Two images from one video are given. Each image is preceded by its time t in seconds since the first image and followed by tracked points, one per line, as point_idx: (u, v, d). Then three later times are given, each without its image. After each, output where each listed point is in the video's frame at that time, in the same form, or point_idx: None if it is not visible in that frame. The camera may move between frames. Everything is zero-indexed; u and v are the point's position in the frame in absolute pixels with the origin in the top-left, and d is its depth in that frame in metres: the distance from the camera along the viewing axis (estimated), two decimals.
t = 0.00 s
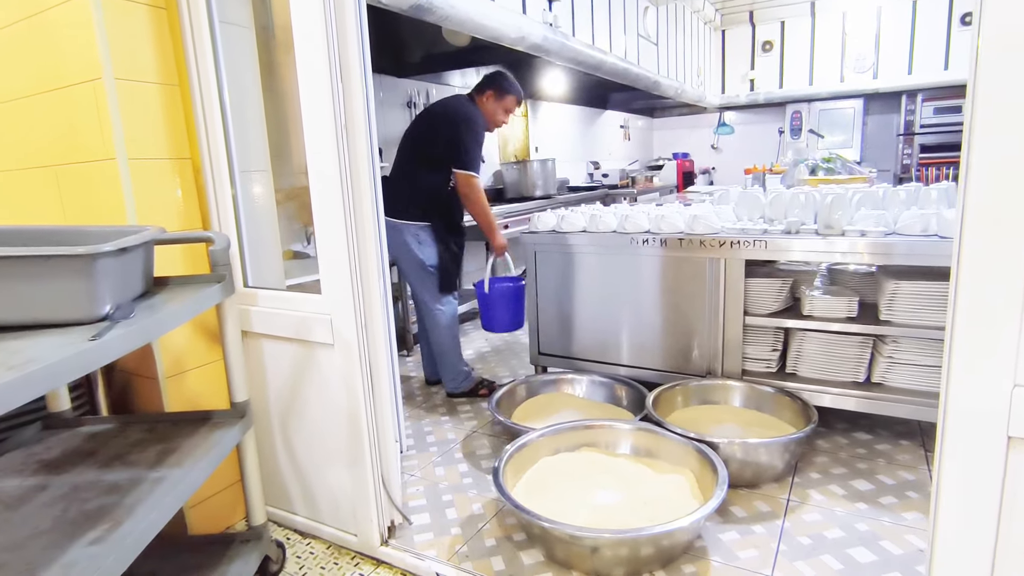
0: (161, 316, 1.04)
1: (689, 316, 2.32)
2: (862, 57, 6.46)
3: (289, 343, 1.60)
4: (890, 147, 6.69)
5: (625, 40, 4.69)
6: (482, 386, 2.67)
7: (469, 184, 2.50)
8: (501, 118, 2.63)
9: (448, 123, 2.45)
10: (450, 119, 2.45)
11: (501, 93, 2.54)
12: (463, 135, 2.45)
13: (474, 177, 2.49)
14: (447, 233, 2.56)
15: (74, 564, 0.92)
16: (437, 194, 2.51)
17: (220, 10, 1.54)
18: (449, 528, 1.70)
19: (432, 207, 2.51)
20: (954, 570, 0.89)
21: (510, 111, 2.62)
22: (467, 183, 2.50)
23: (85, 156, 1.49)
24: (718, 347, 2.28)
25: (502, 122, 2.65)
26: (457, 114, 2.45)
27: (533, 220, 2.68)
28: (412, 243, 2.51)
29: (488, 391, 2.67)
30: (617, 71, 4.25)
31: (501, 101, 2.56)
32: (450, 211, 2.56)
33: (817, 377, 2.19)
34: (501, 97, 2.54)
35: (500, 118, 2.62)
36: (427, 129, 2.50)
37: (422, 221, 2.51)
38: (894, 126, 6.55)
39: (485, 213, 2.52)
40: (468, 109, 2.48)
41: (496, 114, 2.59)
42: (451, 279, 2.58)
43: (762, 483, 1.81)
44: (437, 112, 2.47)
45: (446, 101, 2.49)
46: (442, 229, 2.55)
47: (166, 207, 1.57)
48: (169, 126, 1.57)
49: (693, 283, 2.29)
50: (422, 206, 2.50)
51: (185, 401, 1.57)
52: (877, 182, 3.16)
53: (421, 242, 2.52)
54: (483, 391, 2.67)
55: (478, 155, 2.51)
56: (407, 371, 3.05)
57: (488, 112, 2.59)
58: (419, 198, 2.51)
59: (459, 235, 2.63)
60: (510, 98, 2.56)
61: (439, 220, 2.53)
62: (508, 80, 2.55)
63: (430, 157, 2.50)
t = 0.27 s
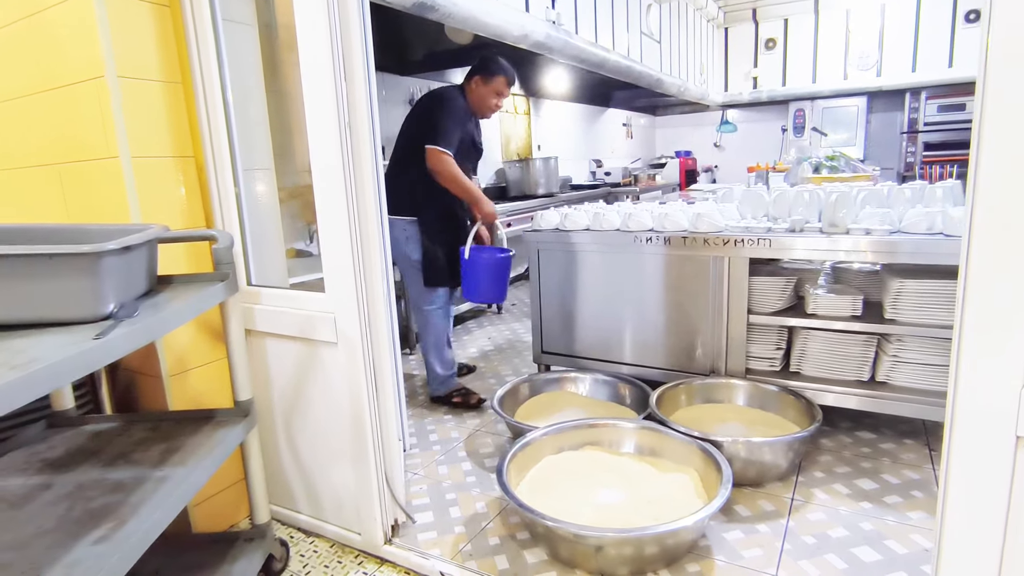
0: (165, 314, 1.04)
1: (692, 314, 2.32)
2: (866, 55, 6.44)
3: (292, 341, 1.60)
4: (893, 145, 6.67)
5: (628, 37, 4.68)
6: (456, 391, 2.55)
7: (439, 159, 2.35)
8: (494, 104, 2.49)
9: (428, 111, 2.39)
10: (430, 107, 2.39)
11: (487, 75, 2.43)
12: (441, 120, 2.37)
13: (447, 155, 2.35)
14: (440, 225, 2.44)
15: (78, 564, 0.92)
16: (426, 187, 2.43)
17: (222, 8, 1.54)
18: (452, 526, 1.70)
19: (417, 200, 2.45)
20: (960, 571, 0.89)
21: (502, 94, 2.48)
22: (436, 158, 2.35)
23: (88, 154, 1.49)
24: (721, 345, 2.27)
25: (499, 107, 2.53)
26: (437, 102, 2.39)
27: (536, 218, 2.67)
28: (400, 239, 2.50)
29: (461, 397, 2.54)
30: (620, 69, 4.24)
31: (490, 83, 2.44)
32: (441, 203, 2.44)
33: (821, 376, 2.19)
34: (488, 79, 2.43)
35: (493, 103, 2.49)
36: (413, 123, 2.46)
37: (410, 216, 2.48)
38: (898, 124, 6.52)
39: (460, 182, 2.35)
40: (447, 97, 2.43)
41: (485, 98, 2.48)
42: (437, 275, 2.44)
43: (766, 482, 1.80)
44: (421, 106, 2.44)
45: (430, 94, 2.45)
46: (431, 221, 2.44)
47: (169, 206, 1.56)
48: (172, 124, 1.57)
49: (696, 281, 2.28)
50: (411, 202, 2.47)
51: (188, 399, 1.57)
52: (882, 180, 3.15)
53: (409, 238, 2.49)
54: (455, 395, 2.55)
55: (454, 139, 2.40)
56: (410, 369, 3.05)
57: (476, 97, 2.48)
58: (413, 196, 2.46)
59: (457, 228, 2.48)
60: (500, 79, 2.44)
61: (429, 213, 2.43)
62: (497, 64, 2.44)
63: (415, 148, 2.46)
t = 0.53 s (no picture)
0: (169, 313, 1.04)
1: (694, 313, 2.32)
2: (868, 53, 6.43)
3: (295, 340, 1.60)
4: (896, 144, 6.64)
5: (631, 36, 4.68)
6: (456, 399, 2.48)
7: (419, 143, 2.22)
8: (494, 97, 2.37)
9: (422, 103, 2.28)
10: (424, 99, 2.28)
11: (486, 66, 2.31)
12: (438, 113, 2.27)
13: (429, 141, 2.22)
14: (437, 223, 2.36)
15: (83, 562, 0.93)
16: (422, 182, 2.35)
17: (225, 7, 1.54)
18: (455, 525, 1.71)
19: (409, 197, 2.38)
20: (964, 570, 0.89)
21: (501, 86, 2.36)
22: (416, 144, 2.23)
23: (92, 153, 1.49)
24: (724, 344, 2.27)
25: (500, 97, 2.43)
26: (432, 93, 2.28)
27: (539, 216, 2.66)
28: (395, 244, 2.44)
29: (461, 405, 2.47)
30: (622, 68, 4.24)
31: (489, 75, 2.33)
32: (435, 201, 2.36)
33: (823, 375, 2.18)
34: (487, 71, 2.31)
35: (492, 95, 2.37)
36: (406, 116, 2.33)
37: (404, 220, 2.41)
38: (900, 123, 6.50)
39: (445, 158, 2.22)
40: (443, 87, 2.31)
41: (485, 91, 2.37)
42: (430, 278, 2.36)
43: (769, 481, 1.80)
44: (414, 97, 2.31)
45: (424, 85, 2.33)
46: (425, 222, 2.35)
47: (173, 204, 1.57)
48: (175, 123, 1.57)
49: (699, 280, 2.28)
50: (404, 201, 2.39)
51: (191, 398, 1.57)
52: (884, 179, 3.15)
53: (404, 243, 2.43)
54: (456, 404, 2.48)
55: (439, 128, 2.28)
56: (413, 368, 3.05)
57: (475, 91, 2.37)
58: (409, 194, 2.38)
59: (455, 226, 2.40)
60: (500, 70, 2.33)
61: (423, 213, 2.35)
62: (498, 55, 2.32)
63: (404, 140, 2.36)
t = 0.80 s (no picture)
0: (172, 313, 1.04)
1: (696, 312, 2.32)
2: (870, 52, 6.42)
3: (297, 339, 1.61)
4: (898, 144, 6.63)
5: (632, 36, 4.68)
6: (460, 401, 2.49)
7: (416, 139, 2.22)
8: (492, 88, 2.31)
9: (418, 98, 2.26)
10: (420, 94, 2.26)
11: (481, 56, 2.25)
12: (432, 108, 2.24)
13: (427, 136, 2.21)
14: (437, 224, 2.34)
15: (87, 561, 0.93)
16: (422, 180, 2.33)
17: (228, 7, 1.54)
18: (457, 524, 1.71)
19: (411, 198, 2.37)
20: (965, 570, 0.89)
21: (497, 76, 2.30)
22: (415, 142, 2.23)
23: (95, 153, 1.49)
24: (726, 343, 2.27)
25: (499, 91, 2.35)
26: (427, 87, 2.26)
27: (540, 216, 2.66)
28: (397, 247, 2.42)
29: (465, 409, 2.47)
30: (624, 68, 4.24)
31: (483, 66, 2.26)
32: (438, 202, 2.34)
33: (825, 375, 2.18)
34: (481, 62, 2.25)
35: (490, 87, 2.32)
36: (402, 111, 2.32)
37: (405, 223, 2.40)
38: (902, 122, 6.50)
39: (445, 150, 2.23)
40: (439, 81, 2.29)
41: (479, 82, 2.31)
42: (431, 281, 2.36)
43: (771, 481, 1.80)
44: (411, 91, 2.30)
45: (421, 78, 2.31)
46: (427, 223, 2.34)
47: (175, 204, 1.57)
48: (178, 122, 1.58)
49: (700, 280, 2.28)
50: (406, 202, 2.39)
51: (194, 397, 1.57)
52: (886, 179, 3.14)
53: (406, 246, 2.41)
54: (459, 406, 2.48)
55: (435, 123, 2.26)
56: (414, 367, 3.06)
57: (470, 81, 2.32)
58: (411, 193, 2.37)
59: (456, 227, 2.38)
60: (495, 61, 2.24)
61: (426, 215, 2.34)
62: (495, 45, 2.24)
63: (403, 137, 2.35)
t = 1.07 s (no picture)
0: (174, 313, 1.04)
1: (698, 313, 2.32)
2: (872, 53, 6.42)
3: (298, 340, 1.61)
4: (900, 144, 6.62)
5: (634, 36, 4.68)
6: (461, 402, 2.49)
7: (423, 141, 2.19)
8: (491, 80, 2.28)
9: (419, 96, 2.24)
10: (421, 91, 2.24)
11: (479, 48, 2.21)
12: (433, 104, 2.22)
13: (433, 136, 2.19)
14: (443, 227, 2.33)
15: (88, 560, 0.93)
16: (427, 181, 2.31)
17: (230, 8, 1.54)
18: (458, 525, 1.71)
19: (415, 198, 2.35)
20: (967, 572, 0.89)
21: (496, 68, 2.26)
22: (421, 144, 2.20)
23: (97, 153, 1.50)
24: (727, 344, 2.27)
25: (500, 83, 2.31)
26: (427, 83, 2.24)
27: (542, 216, 2.66)
28: (404, 248, 2.42)
29: (466, 409, 2.47)
30: (625, 68, 4.24)
31: (481, 58, 2.23)
32: (444, 206, 2.33)
33: (826, 376, 2.18)
34: (480, 54, 2.22)
35: (489, 80, 2.28)
36: (403, 108, 2.31)
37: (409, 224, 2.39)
38: (904, 123, 6.49)
39: (454, 149, 2.21)
40: (438, 77, 2.27)
41: (477, 75, 2.27)
42: (436, 285, 2.36)
43: (772, 482, 1.80)
44: (411, 88, 2.28)
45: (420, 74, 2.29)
46: (432, 226, 2.33)
47: (177, 204, 1.57)
48: (180, 122, 1.58)
49: (701, 280, 2.28)
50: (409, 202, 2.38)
51: (195, 397, 1.58)
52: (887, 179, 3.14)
53: (411, 249, 2.41)
54: (460, 407, 2.49)
55: (441, 122, 2.23)
56: (416, 367, 3.06)
57: (469, 74, 2.29)
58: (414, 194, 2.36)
59: (462, 230, 2.37)
60: (494, 52, 2.20)
61: (431, 217, 2.32)
62: (493, 34, 2.20)
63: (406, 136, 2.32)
